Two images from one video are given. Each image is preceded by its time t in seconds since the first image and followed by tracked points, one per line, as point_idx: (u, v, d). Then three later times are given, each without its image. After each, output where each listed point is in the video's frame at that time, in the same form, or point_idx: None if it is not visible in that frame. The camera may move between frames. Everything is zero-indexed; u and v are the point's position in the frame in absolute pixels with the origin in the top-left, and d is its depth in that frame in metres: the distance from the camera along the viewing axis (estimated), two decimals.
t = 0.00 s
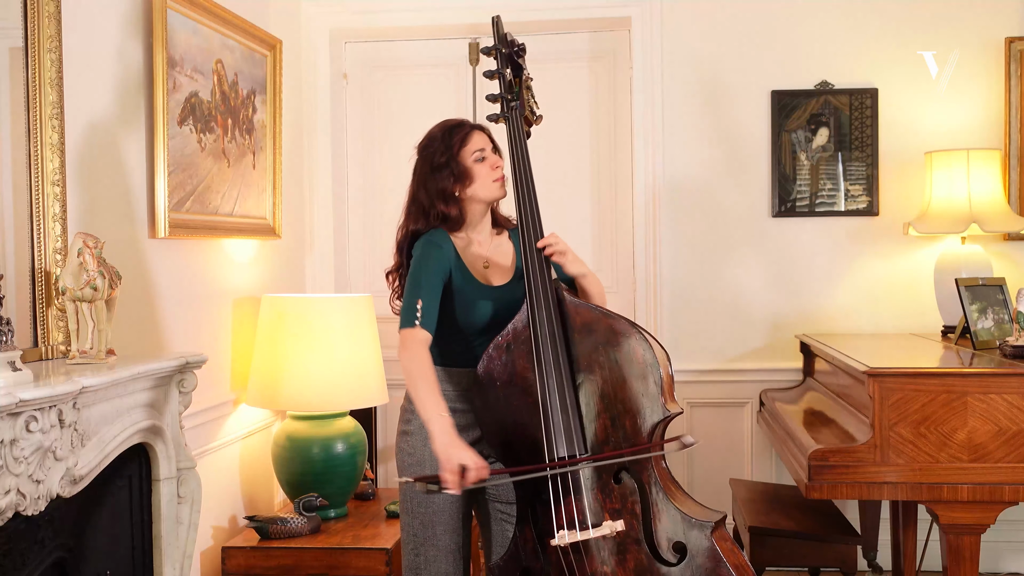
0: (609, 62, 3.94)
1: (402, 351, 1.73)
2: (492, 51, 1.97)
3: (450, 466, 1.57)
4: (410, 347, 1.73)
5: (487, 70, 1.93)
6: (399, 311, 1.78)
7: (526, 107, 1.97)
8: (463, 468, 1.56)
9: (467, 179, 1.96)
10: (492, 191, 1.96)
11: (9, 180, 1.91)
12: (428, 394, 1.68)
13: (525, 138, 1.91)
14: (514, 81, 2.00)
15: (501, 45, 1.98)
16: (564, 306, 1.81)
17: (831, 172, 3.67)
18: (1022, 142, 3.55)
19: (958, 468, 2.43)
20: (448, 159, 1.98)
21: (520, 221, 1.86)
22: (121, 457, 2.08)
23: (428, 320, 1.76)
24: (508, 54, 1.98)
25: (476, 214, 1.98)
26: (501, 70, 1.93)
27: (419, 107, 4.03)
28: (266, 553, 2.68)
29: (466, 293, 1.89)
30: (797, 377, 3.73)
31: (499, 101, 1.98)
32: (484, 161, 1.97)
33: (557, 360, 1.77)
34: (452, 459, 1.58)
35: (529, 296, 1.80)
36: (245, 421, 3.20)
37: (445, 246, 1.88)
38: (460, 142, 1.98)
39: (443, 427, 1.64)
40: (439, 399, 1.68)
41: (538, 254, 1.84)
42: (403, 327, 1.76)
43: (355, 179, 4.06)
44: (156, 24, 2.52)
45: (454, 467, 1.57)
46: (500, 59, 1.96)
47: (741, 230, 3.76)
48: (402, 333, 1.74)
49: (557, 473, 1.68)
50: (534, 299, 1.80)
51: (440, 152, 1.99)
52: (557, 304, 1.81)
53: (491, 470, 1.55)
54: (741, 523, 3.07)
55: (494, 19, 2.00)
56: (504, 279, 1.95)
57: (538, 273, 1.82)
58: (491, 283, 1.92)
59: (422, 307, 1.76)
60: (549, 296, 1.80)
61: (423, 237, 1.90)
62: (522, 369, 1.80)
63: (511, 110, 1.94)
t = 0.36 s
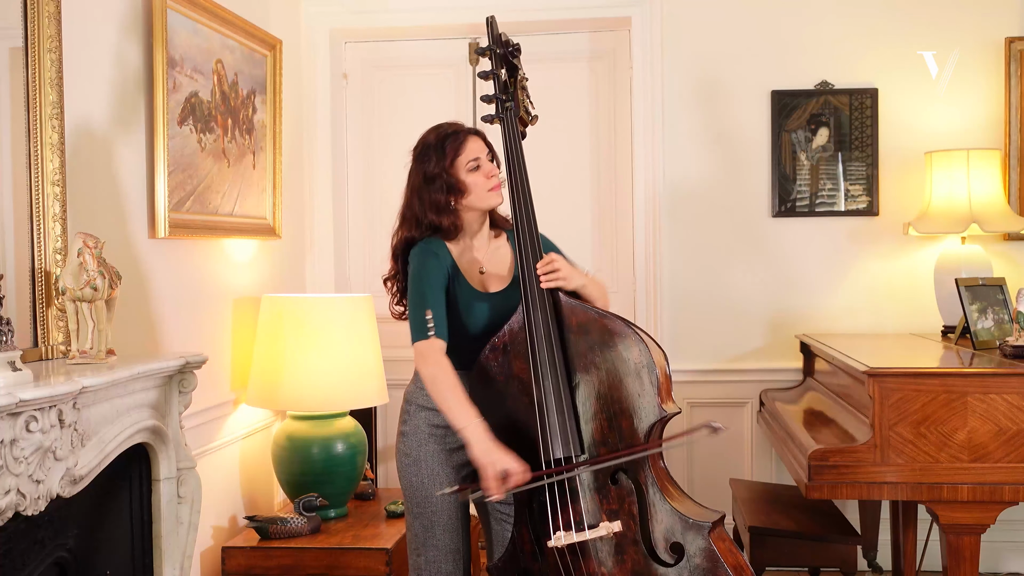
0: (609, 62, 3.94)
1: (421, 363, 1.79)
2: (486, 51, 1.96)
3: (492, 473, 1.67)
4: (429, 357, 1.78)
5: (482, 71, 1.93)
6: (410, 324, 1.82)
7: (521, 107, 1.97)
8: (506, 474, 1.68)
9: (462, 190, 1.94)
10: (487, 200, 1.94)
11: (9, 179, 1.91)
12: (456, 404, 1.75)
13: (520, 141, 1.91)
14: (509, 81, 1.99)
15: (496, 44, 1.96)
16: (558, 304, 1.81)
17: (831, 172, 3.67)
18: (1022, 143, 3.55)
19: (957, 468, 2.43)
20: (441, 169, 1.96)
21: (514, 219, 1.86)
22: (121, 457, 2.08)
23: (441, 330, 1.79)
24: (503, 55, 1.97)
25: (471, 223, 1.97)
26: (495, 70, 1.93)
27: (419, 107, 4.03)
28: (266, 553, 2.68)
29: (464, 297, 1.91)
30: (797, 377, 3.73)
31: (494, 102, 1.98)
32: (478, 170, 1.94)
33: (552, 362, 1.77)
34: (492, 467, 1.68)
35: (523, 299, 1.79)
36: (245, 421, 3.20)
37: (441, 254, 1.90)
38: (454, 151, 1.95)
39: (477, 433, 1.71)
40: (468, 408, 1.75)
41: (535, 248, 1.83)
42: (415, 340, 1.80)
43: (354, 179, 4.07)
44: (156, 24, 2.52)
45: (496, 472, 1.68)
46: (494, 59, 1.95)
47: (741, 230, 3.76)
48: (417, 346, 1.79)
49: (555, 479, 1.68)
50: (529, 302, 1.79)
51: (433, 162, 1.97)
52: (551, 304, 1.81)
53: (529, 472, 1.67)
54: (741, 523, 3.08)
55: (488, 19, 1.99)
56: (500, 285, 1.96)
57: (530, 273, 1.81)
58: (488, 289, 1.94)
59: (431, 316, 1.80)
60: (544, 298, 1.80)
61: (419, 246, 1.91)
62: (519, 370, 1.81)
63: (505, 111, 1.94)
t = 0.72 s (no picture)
0: (609, 62, 3.94)
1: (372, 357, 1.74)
2: (482, 51, 1.96)
3: (401, 482, 1.59)
4: (383, 355, 1.73)
5: (478, 70, 1.91)
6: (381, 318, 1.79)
7: (517, 107, 1.96)
8: (412, 485, 1.59)
9: (462, 198, 1.94)
10: (487, 209, 1.94)
11: (9, 179, 1.91)
12: (389, 404, 1.69)
13: (517, 142, 1.90)
14: (505, 81, 1.99)
15: (492, 44, 1.96)
16: (555, 303, 1.81)
17: (831, 172, 3.67)
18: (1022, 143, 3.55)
19: (958, 468, 2.43)
20: (442, 177, 1.96)
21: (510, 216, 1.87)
22: (122, 457, 2.08)
23: (406, 329, 1.77)
24: (499, 54, 1.96)
25: (471, 230, 1.97)
26: (491, 70, 1.92)
27: (419, 107, 4.03)
28: (266, 553, 2.68)
29: (454, 299, 1.89)
30: (797, 377, 3.73)
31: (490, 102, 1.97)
32: (478, 178, 1.94)
33: (549, 362, 1.77)
34: (402, 475, 1.60)
35: (519, 299, 1.80)
36: (245, 421, 3.19)
37: (436, 258, 1.89)
38: (454, 159, 1.95)
39: (396, 440, 1.66)
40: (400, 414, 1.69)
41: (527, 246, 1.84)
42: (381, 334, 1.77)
43: (355, 179, 4.07)
44: (156, 24, 2.52)
45: (404, 482, 1.59)
46: (490, 59, 1.95)
47: (741, 230, 3.76)
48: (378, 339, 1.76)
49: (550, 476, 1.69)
50: (523, 302, 1.80)
51: (434, 170, 1.97)
52: (548, 303, 1.81)
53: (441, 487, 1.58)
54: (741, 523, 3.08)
55: (484, 18, 1.98)
56: (500, 289, 1.94)
57: (525, 274, 1.82)
58: (487, 294, 1.92)
59: (402, 315, 1.77)
60: (540, 298, 1.80)
61: (417, 249, 1.91)
62: (516, 371, 1.80)
63: (502, 110, 1.93)
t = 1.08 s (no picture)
0: (609, 62, 3.94)
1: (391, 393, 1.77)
2: (479, 53, 1.96)
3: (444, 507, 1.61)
4: (400, 387, 1.76)
5: (474, 71, 1.93)
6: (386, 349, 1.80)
7: (514, 109, 1.98)
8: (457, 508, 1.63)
9: (458, 209, 1.92)
10: (483, 219, 1.91)
11: (9, 179, 1.91)
12: (417, 435, 1.72)
13: (514, 143, 1.91)
14: (502, 83, 1.99)
15: (489, 47, 1.97)
16: (552, 302, 1.82)
17: (831, 172, 3.67)
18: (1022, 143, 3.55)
19: (958, 468, 2.43)
20: (438, 187, 1.92)
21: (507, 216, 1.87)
22: (122, 458, 2.08)
23: (412, 358, 1.77)
24: (496, 56, 1.97)
25: (466, 239, 1.95)
26: (488, 72, 1.93)
27: (420, 107, 4.03)
28: (266, 552, 2.69)
29: (450, 308, 1.90)
30: (797, 377, 3.73)
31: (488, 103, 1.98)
32: (475, 188, 1.91)
33: (548, 362, 1.77)
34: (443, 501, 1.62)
35: (519, 299, 1.81)
36: (245, 421, 3.20)
37: (428, 273, 1.88)
38: (452, 169, 1.91)
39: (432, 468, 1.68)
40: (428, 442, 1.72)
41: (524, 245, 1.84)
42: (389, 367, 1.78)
43: (354, 179, 4.07)
44: (156, 25, 2.53)
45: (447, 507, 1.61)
46: (487, 61, 1.96)
47: (741, 230, 3.76)
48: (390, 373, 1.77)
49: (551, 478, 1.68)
50: (524, 303, 1.80)
51: (430, 179, 1.93)
52: (546, 304, 1.83)
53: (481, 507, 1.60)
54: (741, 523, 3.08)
55: (481, 21, 1.99)
56: (496, 292, 1.94)
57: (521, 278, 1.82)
58: (482, 301, 1.93)
59: (406, 345, 1.77)
60: (539, 299, 1.81)
61: (408, 264, 1.90)
62: (514, 372, 1.80)
63: (499, 111, 1.94)
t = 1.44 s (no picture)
0: (609, 62, 3.94)
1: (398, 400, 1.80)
2: (475, 52, 1.96)
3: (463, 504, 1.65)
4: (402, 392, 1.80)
5: (471, 72, 1.92)
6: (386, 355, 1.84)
7: (511, 108, 1.97)
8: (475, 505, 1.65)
9: (459, 211, 1.92)
10: (484, 221, 1.91)
11: (9, 179, 1.91)
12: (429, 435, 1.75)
13: (512, 143, 1.90)
14: (499, 81, 1.97)
15: (485, 45, 1.96)
16: (548, 302, 1.82)
17: (831, 172, 3.67)
18: (1022, 143, 3.55)
19: (958, 468, 2.43)
20: (439, 188, 1.92)
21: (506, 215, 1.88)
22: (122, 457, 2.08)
23: (412, 363, 1.81)
24: (492, 55, 1.96)
25: (466, 239, 1.96)
26: (485, 71, 1.92)
27: (419, 107, 4.03)
28: (266, 553, 2.69)
29: (447, 307, 1.89)
30: (797, 377, 3.73)
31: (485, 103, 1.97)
32: (476, 189, 1.90)
33: (546, 362, 1.76)
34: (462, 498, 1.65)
35: (516, 299, 1.80)
36: (245, 421, 3.19)
37: (423, 277, 1.89)
38: (453, 170, 1.92)
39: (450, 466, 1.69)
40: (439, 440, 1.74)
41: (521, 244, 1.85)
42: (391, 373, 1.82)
43: (355, 179, 4.07)
44: (157, 25, 2.53)
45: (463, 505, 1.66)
46: (483, 60, 1.95)
47: (741, 230, 3.76)
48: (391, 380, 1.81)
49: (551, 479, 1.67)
50: (522, 303, 1.80)
51: (432, 180, 1.94)
52: (544, 304, 1.82)
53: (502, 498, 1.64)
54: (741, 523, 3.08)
55: (476, 19, 1.97)
56: (495, 293, 1.92)
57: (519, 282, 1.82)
58: (480, 301, 1.91)
59: (406, 349, 1.81)
60: (536, 299, 1.81)
61: (406, 267, 1.92)
62: (512, 372, 1.79)
63: (496, 111, 1.94)
